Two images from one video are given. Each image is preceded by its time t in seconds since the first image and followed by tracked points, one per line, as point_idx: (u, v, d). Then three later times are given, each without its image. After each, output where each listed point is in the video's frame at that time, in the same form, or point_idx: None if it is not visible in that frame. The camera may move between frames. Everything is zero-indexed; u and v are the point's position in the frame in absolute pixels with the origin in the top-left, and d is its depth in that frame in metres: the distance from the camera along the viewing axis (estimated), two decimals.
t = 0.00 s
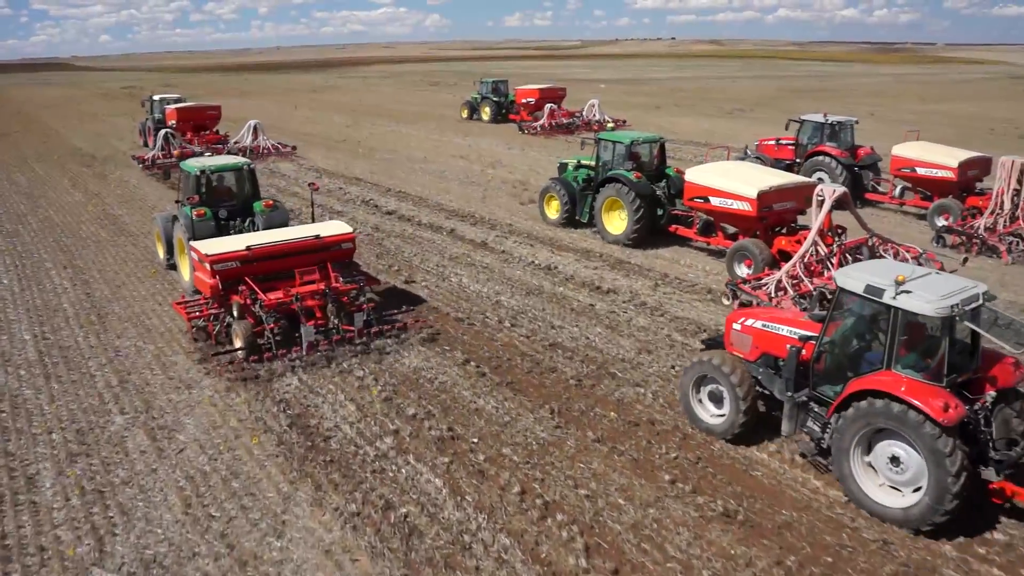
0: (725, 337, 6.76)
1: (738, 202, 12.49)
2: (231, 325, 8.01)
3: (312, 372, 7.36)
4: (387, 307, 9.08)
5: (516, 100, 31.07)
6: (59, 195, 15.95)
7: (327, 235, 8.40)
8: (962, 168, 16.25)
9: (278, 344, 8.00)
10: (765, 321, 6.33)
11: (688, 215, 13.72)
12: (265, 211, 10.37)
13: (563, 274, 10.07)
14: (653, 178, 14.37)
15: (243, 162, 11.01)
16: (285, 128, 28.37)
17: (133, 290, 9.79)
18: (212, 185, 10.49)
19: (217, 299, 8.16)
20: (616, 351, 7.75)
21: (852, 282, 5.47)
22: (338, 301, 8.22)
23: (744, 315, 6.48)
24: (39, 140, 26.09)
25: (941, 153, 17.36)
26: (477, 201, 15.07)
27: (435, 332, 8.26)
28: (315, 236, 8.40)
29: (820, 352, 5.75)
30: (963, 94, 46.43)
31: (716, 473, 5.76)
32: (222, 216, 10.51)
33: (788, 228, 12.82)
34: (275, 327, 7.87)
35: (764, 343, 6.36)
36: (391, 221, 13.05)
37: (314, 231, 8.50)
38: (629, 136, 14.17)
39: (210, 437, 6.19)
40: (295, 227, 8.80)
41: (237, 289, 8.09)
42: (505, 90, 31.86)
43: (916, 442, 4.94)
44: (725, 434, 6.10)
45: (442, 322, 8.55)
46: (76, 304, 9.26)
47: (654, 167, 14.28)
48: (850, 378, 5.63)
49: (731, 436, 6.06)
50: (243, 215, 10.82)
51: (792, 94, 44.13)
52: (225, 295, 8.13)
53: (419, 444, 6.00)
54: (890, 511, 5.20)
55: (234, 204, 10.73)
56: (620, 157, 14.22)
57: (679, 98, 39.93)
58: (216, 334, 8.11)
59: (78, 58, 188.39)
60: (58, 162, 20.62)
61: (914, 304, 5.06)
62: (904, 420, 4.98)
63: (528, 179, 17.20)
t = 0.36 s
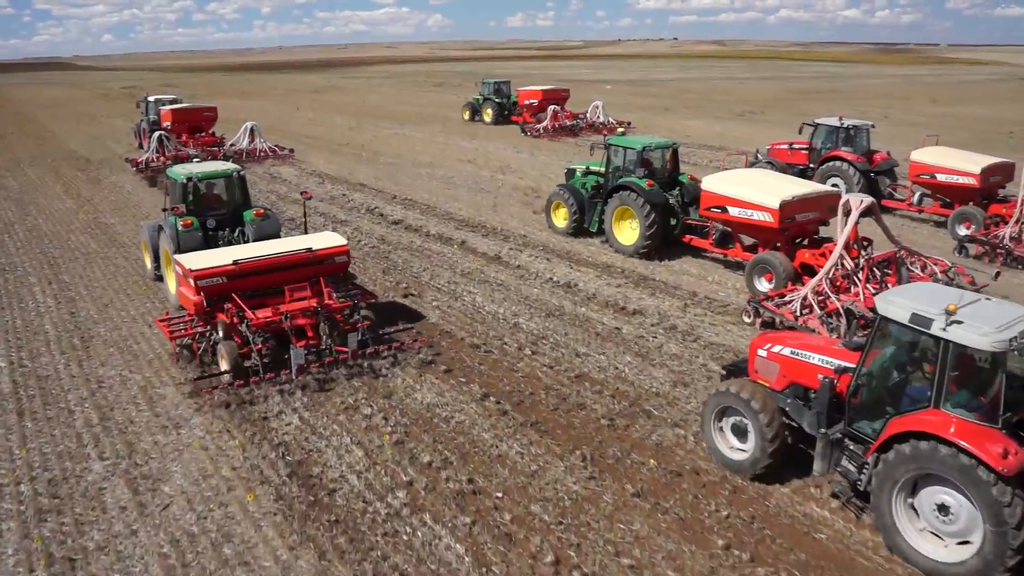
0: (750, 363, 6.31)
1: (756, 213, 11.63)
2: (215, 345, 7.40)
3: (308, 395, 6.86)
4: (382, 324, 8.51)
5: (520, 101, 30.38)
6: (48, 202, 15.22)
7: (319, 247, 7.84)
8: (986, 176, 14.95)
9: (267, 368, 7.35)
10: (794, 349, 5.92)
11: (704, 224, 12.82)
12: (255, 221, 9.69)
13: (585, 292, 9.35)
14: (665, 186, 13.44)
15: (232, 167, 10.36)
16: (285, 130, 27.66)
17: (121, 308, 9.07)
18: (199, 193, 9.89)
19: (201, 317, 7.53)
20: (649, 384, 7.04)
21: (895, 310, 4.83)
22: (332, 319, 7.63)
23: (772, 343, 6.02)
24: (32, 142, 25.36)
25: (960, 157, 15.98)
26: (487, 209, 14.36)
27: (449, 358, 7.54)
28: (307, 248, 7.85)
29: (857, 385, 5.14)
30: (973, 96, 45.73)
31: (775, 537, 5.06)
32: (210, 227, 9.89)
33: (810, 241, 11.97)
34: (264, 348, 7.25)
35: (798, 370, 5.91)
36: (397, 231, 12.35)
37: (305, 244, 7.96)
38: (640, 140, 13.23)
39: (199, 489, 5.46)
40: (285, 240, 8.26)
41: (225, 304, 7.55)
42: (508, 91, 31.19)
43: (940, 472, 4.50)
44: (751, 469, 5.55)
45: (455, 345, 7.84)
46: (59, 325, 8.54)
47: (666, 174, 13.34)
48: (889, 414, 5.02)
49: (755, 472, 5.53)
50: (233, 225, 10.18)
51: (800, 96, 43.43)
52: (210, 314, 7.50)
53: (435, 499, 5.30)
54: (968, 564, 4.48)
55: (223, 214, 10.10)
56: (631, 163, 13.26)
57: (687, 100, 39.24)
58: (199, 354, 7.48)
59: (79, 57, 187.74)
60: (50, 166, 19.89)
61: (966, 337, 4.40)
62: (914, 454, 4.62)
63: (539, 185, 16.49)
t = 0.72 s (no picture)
0: (783, 397, 5.70)
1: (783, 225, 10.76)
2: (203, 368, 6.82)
3: (300, 423, 6.40)
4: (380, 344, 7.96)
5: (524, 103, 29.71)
6: (40, 210, 14.51)
7: (311, 264, 7.30)
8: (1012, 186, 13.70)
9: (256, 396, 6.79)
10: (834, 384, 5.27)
11: (724, 236, 12.00)
12: (246, 232, 9.05)
13: (612, 315, 8.63)
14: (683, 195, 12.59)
15: (224, 175, 9.69)
16: (287, 133, 26.99)
17: (110, 331, 8.36)
18: (189, 203, 9.21)
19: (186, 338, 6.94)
20: (692, 426, 6.33)
21: (954, 348, 4.17)
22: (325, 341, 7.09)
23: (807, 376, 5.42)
24: (27, 145, 24.65)
25: (985, 165, 14.64)
26: (500, 219, 13.66)
27: (468, 392, 6.80)
28: (299, 264, 7.30)
29: (906, 431, 4.52)
30: (985, 97, 45.09)
31: None
32: (198, 239, 9.22)
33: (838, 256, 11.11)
34: (254, 373, 6.70)
35: (836, 409, 5.28)
36: (406, 244, 11.67)
37: (296, 259, 7.45)
38: (656, 146, 12.40)
39: (188, 557, 4.73)
40: (273, 253, 7.74)
41: (212, 324, 6.99)
42: (512, 92, 30.53)
43: (975, 531, 3.99)
44: (786, 517, 5.04)
45: (473, 375, 7.15)
46: (41, 350, 7.83)
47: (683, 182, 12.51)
48: (943, 460, 4.37)
49: (789, 516, 5.02)
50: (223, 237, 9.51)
51: (809, 98, 42.79)
52: (196, 334, 6.91)
53: (460, 572, 4.59)
54: None
55: (213, 225, 9.42)
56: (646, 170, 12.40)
57: (696, 102, 38.58)
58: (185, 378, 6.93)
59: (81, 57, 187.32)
60: (45, 170, 19.17)
61: None
62: (940, 524, 4.17)
63: (553, 192, 15.80)
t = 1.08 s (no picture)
0: (820, 438, 5.06)
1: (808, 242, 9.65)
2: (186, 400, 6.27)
3: (291, 463, 5.80)
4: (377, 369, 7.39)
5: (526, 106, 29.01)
6: (28, 221, 13.80)
7: (303, 284, 6.74)
8: None
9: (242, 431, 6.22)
10: (880, 426, 4.67)
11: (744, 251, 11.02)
12: (237, 247, 8.38)
13: (644, 343, 7.92)
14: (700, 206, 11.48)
15: (215, 186, 8.99)
16: (287, 138, 26.29)
17: (96, 361, 7.65)
18: (175, 217, 8.54)
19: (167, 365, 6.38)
20: (746, 480, 5.63)
21: None
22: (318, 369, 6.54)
23: (848, 417, 4.83)
24: (20, 150, 23.91)
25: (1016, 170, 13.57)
26: (512, 231, 12.96)
27: (492, 437, 6.07)
28: (291, 284, 6.74)
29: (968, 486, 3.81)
30: (995, 99, 44.43)
31: None
32: (186, 255, 8.52)
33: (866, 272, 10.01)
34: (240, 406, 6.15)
35: (881, 455, 4.66)
36: (415, 260, 10.96)
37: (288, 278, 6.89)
38: (671, 154, 11.26)
39: None
40: (264, 271, 7.17)
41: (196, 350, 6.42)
42: (513, 95, 29.84)
43: None
44: None
45: (495, 414, 6.46)
46: (19, 385, 7.11)
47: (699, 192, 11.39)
48: (1012, 521, 3.67)
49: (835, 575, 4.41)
50: (214, 251, 8.81)
51: (818, 100, 42.10)
52: (178, 362, 6.36)
53: None
54: None
55: (202, 240, 8.71)
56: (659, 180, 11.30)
57: (704, 104, 37.89)
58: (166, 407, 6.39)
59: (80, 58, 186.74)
60: (36, 177, 18.45)
61: None
62: None
63: (566, 201, 15.10)
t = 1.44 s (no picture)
0: (859, 487, 4.49)
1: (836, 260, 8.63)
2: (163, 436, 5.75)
3: (282, 519, 5.18)
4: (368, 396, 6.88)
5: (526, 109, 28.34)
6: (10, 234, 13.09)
7: (289, 308, 6.25)
8: None
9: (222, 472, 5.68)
10: (930, 477, 4.10)
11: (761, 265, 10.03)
12: (220, 264, 7.69)
13: (675, 376, 7.24)
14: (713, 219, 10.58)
15: (198, 198, 8.30)
16: (284, 143, 25.58)
17: (75, 398, 6.95)
18: (155, 232, 7.84)
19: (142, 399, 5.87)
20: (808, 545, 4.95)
21: None
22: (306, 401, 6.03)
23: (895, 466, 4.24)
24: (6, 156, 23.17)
25: None
26: (521, 244, 12.28)
27: (517, 493, 5.38)
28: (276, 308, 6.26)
29: None
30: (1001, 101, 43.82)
31: None
32: (165, 273, 7.83)
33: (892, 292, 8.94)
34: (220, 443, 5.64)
35: (930, 509, 4.10)
36: (420, 278, 10.28)
37: (273, 301, 6.41)
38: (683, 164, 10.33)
39: None
40: (247, 294, 6.68)
41: (173, 381, 5.88)
42: (511, 97, 29.14)
43: None
44: None
45: (518, 463, 5.77)
46: None
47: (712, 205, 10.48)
48: None
49: None
50: (196, 270, 8.12)
51: (822, 102, 41.47)
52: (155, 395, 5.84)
53: None
54: None
55: (183, 257, 8.02)
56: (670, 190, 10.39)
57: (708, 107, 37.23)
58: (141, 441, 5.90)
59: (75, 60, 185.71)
60: (22, 185, 17.72)
61: None
62: None
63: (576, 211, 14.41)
